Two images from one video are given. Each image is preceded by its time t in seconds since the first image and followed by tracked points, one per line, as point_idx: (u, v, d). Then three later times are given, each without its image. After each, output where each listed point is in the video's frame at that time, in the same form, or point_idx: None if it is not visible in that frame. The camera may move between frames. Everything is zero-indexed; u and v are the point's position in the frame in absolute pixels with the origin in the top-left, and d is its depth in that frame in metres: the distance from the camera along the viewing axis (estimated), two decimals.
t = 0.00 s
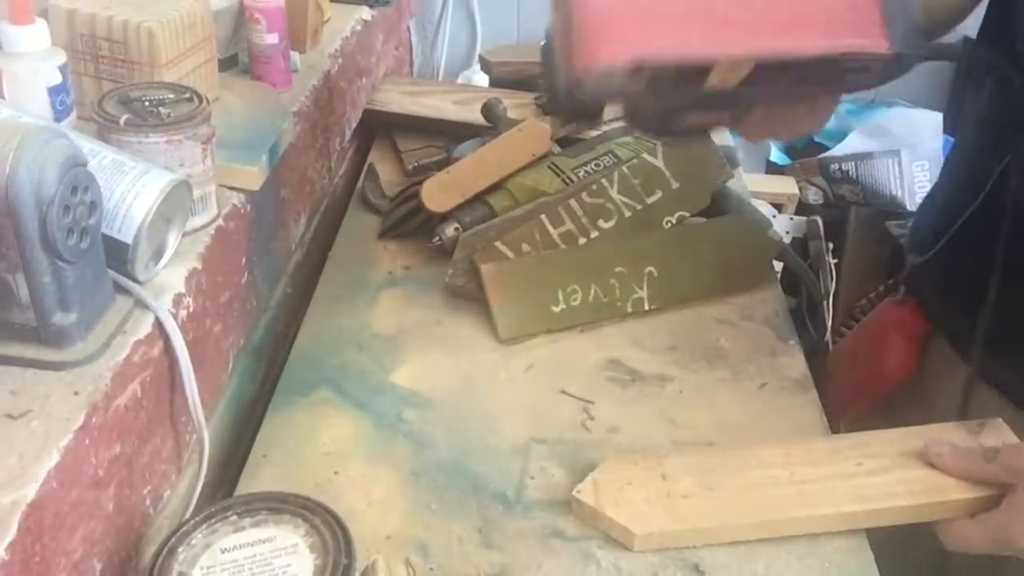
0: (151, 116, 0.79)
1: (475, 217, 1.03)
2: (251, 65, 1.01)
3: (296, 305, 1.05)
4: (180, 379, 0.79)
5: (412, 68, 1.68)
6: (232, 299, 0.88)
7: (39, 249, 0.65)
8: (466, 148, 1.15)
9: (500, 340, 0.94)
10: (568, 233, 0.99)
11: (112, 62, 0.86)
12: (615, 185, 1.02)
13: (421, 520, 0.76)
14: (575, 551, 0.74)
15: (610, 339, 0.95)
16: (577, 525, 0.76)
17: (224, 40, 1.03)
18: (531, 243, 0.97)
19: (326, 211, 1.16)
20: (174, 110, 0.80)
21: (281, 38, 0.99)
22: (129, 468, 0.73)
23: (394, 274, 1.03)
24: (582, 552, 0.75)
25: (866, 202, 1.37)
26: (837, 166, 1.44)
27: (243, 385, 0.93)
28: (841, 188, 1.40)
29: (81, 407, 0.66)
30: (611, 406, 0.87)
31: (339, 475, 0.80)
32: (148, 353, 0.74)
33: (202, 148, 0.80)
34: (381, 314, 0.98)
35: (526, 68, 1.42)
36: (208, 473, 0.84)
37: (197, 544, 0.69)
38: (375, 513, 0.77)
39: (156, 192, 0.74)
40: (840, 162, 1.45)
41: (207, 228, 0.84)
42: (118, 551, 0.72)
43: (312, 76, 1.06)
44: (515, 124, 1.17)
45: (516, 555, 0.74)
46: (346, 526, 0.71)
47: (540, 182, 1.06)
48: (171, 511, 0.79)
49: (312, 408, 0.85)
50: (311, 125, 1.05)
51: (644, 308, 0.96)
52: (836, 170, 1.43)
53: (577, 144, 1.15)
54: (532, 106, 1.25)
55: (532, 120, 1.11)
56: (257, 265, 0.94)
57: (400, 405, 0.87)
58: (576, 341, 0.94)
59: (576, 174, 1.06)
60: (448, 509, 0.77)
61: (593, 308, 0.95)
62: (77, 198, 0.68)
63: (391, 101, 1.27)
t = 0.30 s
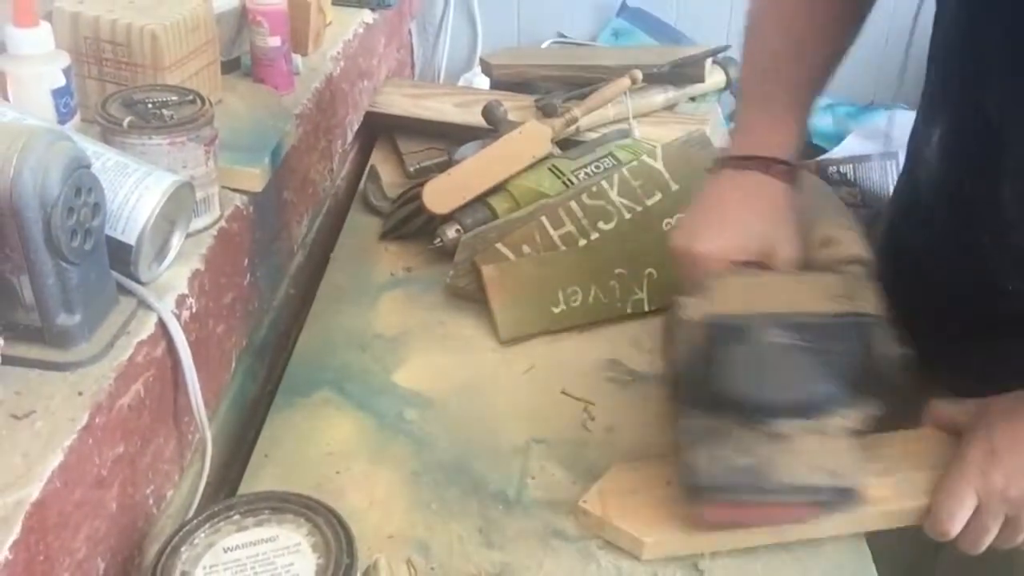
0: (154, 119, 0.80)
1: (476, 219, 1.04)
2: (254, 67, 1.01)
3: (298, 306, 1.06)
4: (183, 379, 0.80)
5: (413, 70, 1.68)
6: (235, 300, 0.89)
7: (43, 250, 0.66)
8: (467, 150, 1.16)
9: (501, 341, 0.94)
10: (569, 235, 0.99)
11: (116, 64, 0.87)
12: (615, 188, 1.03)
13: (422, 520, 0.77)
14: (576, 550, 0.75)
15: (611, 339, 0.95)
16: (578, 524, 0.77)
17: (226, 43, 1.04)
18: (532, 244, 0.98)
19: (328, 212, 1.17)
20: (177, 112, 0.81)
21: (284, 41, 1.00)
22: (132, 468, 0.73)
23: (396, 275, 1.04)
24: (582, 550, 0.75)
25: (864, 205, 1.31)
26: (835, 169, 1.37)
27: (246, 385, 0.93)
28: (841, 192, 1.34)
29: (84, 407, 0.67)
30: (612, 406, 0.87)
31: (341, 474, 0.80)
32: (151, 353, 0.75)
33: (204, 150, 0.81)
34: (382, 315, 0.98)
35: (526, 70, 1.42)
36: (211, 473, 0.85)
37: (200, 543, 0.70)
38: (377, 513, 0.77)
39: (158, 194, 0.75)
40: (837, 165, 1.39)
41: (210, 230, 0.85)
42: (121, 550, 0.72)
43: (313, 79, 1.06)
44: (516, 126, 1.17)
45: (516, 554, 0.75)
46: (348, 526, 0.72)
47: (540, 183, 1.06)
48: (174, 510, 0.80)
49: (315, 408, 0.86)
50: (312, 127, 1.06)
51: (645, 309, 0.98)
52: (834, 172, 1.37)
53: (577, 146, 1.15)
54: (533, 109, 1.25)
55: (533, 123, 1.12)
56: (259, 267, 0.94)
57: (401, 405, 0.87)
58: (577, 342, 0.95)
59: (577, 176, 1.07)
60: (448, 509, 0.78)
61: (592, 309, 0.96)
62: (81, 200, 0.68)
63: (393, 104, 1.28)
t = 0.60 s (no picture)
0: (158, 120, 0.81)
1: (477, 220, 1.05)
2: (257, 69, 1.02)
3: (301, 306, 1.06)
4: (186, 379, 0.80)
5: (415, 72, 1.68)
6: (238, 300, 0.89)
7: (47, 251, 0.66)
8: (468, 151, 1.17)
9: (501, 341, 0.95)
10: (570, 235, 0.99)
11: (120, 66, 0.88)
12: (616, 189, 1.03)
13: (424, 519, 0.78)
14: (576, 548, 0.76)
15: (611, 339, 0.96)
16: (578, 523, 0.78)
17: (230, 46, 1.04)
18: (533, 244, 0.97)
19: (330, 214, 1.17)
20: (181, 114, 0.82)
21: (287, 44, 1.01)
22: (136, 467, 0.74)
23: (397, 276, 1.05)
24: (582, 549, 0.76)
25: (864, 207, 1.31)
26: (834, 170, 1.37)
27: (249, 384, 0.94)
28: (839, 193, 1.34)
29: (89, 407, 0.68)
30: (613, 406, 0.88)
31: (343, 473, 0.81)
32: (155, 353, 0.75)
33: (207, 151, 0.81)
34: (384, 315, 0.99)
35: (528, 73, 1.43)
36: (214, 472, 0.86)
37: (203, 541, 0.71)
38: (379, 512, 0.78)
39: (162, 195, 0.75)
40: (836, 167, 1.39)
41: (213, 231, 0.85)
42: (124, 548, 0.73)
43: (316, 81, 1.07)
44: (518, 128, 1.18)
45: (517, 552, 0.75)
46: (350, 524, 0.72)
47: (540, 185, 1.07)
48: (178, 509, 0.80)
49: (317, 407, 0.87)
50: (315, 129, 1.06)
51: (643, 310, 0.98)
52: (833, 174, 1.37)
53: (577, 147, 1.16)
54: (534, 111, 1.26)
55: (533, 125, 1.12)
56: (262, 267, 0.95)
57: (403, 405, 0.88)
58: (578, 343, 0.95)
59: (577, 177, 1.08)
60: (449, 508, 0.78)
61: (592, 310, 0.97)
62: (85, 201, 0.69)
63: (395, 105, 1.28)
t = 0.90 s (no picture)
0: (160, 122, 0.81)
1: (478, 221, 1.05)
2: (260, 72, 1.02)
3: (303, 306, 1.07)
4: (189, 379, 0.81)
5: (416, 74, 1.69)
6: (240, 300, 0.90)
7: (51, 252, 0.67)
8: (469, 153, 1.17)
9: (502, 342, 0.95)
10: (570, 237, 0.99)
11: (123, 68, 0.88)
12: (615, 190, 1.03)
13: (426, 518, 0.78)
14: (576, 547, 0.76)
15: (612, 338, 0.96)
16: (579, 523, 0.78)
17: (233, 48, 1.05)
18: (533, 245, 0.98)
19: (332, 215, 1.18)
20: (184, 116, 0.82)
21: (289, 46, 1.01)
22: (138, 466, 0.74)
23: (399, 277, 1.05)
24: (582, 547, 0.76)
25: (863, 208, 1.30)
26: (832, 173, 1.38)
27: (251, 383, 0.94)
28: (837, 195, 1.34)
29: (92, 407, 0.68)
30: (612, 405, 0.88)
31: (344, 473, 0.81)
32: (158, 353, 0.76)
33: (210, 152, 0.82)
34: (385, 316, 0.99)
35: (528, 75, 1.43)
36: (217, 471, 0.86)
37: (206, 540, 0.71)
38: (380, 511, 0.78)
39: (165, 196, 0.76)
40: (835, 169, 1.42)
41: (215, 232, 0.86)
42: (128, 547, 0.73)
43: (318, 83, 1.07)
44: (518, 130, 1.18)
45: (518, 551, 0.76)
46: (351, 523, 0.73)
47: (541, 186, 1.07)
48: (180, 508, 0.81)
49: (319, 407, 0.87)
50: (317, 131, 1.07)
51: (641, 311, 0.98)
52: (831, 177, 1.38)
53: (578, 149, 1.17)
54: (534, 113, 1.26)
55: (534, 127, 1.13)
56: (264, 268, 0.96)
57: (404, 404, 0.88)
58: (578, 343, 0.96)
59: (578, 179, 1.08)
60: (450, 507, 0.79)
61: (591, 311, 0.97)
62: (89, 202, 0.69)
63: (397, 107, 1.29)
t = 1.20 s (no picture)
0: (164, 123, 0.82)
1: (479, 222, 1.05)
2: (262, 73, 1.03)
3: (305, 306, 1.07)
4: (192, 378, 0.81)
5: (417, 75, 1.70)
6: (243, 300, 0.90)
7: (55, 252, 0.67)
8: (470, 153, 1.17)
9: (504, 341, 0.96)
10: (571, 237, 1.00)
11: (126, 70, 0.89)
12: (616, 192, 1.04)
13: (427, 517, 0.78)
14: (577, 546, 0.76)
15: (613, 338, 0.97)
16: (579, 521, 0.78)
17: (235, 49, 1.05)
18: (534, 245, 0.99)
19: (334, 215, 1.18)
20: (187, 117, 0.83)
21: (292, 47, 1.02)
22: (142, 465, 0.75)
23: (400, 277, 1.06)
24: (583, 546, 0.76)
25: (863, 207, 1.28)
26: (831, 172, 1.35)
27: (254, 383, 0.95)
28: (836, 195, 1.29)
29: (96, 406, 0.68)
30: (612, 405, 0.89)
31: (346, 472, 0.82)
32: (161, 353, 0.76)
33: (213, 153, 0.82)
34: (387, 316, 1.00)
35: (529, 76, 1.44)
36: (219, 470, 0.86)
37: (208, 539, 0.71)
38: (382, 510, 0.79)
39: (168, 196, 0.76)
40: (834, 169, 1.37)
41: (218, 232, 0.86)
42: (131, 545, 0.74)
43: (320, 84, 1.08)
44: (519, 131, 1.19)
45: (519, 550, 0.76)
46: (353, 521, 0.73)
47: (542, 187, 1.08)
48: (183, 507, 0.81)
49: (321, 406, 0.88)
50: (319, 132, 1.07)
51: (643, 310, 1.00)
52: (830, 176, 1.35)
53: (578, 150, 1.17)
54: (535, 114, 1.27)
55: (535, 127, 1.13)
56: (266, 268, 0.96)
57: (406, 404, 0.89)
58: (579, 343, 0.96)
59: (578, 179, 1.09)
60: (451, 505, 0.80)
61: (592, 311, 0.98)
62: (92, 203, 0.70)
63: (398, 109, 1.30)
